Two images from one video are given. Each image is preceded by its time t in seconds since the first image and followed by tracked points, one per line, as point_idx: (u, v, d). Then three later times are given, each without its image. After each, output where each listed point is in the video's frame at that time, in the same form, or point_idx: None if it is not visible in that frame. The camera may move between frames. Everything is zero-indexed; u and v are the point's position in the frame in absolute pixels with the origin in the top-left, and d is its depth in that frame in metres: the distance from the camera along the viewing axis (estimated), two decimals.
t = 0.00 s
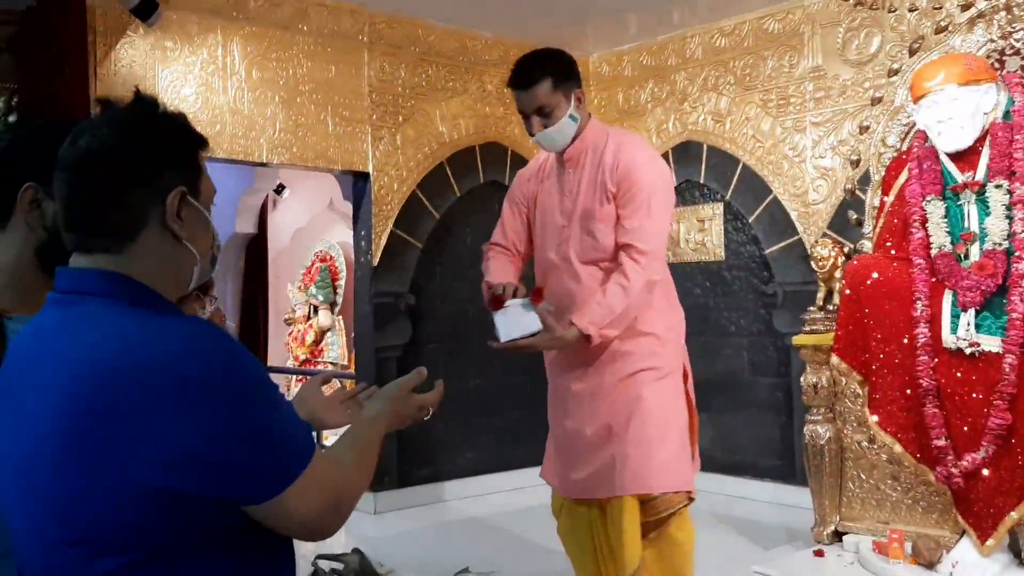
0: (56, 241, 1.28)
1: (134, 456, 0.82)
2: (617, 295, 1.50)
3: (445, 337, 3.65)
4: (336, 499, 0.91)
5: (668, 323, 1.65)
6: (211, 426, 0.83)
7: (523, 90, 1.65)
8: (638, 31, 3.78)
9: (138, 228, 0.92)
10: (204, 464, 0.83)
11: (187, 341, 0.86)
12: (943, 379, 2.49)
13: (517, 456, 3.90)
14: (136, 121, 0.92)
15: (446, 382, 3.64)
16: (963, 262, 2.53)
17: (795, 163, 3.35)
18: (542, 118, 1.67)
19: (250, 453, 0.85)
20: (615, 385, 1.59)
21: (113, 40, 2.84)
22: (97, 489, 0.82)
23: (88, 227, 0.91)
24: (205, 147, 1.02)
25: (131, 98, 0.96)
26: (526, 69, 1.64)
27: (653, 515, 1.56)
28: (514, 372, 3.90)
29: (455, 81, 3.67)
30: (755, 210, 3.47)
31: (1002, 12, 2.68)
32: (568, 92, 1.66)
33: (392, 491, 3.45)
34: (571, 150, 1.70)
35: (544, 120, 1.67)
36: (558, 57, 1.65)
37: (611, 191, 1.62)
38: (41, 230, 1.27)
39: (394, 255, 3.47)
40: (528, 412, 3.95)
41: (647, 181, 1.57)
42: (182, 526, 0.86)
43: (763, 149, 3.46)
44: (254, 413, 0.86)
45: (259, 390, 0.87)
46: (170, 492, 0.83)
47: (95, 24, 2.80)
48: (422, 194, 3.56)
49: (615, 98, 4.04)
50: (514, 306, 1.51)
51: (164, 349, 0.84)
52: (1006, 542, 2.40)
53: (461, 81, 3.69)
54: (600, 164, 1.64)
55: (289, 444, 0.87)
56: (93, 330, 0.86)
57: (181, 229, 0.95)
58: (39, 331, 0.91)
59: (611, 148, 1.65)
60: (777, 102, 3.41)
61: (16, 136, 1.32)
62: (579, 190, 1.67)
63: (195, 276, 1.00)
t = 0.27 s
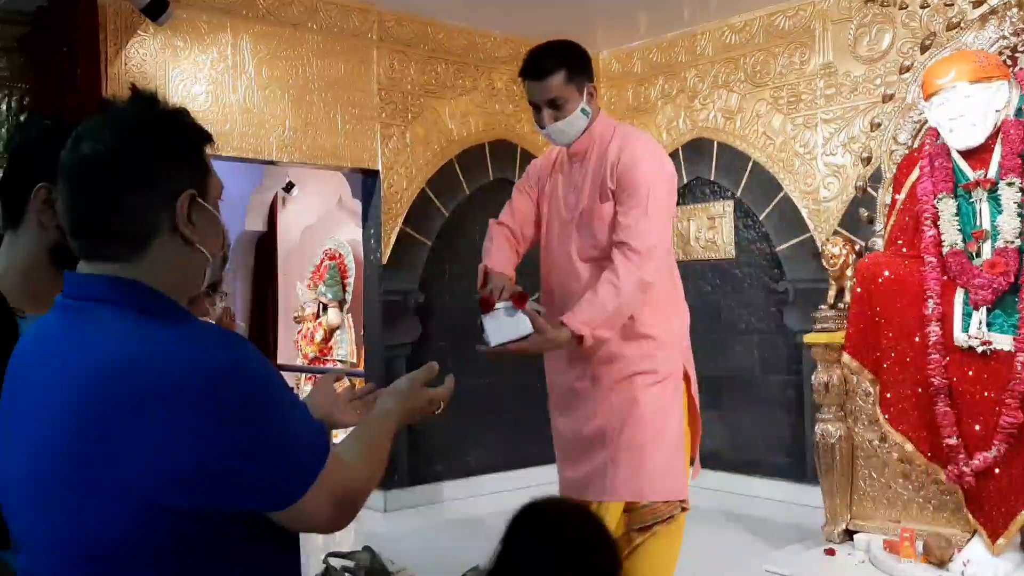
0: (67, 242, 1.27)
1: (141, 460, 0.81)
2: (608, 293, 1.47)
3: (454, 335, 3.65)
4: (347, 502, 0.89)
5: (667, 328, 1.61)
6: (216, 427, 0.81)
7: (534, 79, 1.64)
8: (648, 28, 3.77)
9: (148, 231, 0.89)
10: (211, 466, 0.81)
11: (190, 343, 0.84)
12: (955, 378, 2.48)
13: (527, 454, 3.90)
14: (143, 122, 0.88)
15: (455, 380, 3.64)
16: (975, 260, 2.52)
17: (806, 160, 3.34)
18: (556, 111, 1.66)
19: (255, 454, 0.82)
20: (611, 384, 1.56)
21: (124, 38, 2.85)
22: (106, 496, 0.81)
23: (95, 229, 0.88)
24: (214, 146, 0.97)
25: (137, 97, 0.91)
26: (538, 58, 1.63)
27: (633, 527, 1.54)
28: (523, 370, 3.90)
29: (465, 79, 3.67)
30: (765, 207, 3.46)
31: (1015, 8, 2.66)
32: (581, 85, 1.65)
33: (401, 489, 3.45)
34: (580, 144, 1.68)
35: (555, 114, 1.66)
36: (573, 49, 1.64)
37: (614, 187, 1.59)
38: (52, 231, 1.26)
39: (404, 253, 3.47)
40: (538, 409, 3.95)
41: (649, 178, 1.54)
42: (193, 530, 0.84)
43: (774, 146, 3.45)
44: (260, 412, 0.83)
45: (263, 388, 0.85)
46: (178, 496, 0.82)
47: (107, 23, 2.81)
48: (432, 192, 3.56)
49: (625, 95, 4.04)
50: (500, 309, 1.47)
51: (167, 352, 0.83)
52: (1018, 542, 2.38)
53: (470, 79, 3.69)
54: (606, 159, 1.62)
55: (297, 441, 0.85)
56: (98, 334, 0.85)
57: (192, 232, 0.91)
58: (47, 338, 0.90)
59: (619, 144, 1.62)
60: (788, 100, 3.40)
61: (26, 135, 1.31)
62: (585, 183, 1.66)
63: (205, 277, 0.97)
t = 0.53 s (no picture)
0: (74, 240, 1.28)
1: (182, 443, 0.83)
2: (603, 289, 1.47)
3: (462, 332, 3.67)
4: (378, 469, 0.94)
5: (672, 325, 1.62)
6: (252, 404, 0.84)
7: (541, 63, 1.61)
8: (655, 25, 3.77)
9: (174, 229, 0.93)
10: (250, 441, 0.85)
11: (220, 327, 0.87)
12: (964, 374, 2.47)
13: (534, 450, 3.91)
14: (164, 124, 0.92)
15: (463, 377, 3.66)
16: (983, 256, 2.52)
17: (814, 157, 3.34)
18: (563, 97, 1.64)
19: (291, 426, 0.86)
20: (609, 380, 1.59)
21: (135, 36, 2.84)
22: (154, 480, 0.84)
23: (127, 226, 0.94)
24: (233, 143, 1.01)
25: (157, 100, 0.95)
26: (545, 42, 1.59)
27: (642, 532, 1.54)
28: (531, 366, 3.91)
29: (472, 76, 3.68)
30: (773, 204, 3.47)
31: None
32: (589, 72, 1.62)
33: (410, 485, 3.47)
34: (587, 133, 1.67)
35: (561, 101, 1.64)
36: (582, 34, 1.60)
37: (618, 179, 1.59)
38: (59, 229, 1.28)
39: (412, 250, 3.49)
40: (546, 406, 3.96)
41: (653, 173, 1.54)
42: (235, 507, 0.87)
43: (782, 143, 3.45)
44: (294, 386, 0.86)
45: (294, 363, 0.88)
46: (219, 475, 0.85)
47: (117, 22, 2.79)
48: (440, 189, 3.58)
49: (633, 92, 4.04)
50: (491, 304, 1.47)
51: (203, 336, 0.86)
52: None
53: (478, 76, 3.70)
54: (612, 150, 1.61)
55: (331, 410, 0.88)
56: (134, 323, 0.88)
57: (216, 230, 0.96)
58: (78, 333, 0.92)
59: (625, 136, 1.62)
60: (796, 97, 3.40)
61: (30, 134, 1.31)
62: (589, 173, 1.65)
63: (231, 270, 1.02)
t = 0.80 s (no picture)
0: (83, 231, 1.27)
1: (246, 408, 0.88)
2: (599, 286, 1.49)
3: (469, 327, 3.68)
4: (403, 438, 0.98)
5: (678, 321, 1.62)
6: (310, 370, 0.90)
7: (545, 50, 1.60)
8: (663, 19, 3.77)
9: (209, 226, 0.97)
10: (308, 404, 0.90)
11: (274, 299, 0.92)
12: (972, 368, 2.47)
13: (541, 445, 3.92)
14: (197, 127, 0.96)
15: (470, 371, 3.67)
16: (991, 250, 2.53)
17: (822, 151, 3.34)
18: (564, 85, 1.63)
19: (343, 390, 0.92)
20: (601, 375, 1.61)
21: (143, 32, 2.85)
22: (206, 451, 0.88)
23: (163, 230, 0.97)
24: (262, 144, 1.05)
25: (188, 105, 0.99)
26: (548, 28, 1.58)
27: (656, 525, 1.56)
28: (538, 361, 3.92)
29: (479, 71, 3.69)
30: (781, 199, 3.47)
31: None
32: (594, 60, 1.61)
33: (417, 479, 3.48)
34: (591, 123, 1.66)
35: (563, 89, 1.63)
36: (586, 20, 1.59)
37: (621, 172, 1.60)
38: (69, 220, 1.26)
39: (419, 244, 3.50)
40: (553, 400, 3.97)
41: (657, 166, 1.54)
42: (291, 470, 0.92)
43: (789, 137, 3.45)
44: (345, 354, 0.92)
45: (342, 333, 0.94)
46: (278, 437, 0.90)
47: (125, 16, 2.77)
48: (447, 184, 3.58)
49: (640, 87, 4.04)
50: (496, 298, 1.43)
51: (243, 311, 0.90)
52: None
53: (485, 71, 3.71)
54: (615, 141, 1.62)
55: (366, 374, 0.94)
56: (178, 305, 0.91)
57: (248, 226, 0.99)
58: (128, 314, 0.95)
59: (630, 127, 1.62)
60: (804, 91, 3.40)
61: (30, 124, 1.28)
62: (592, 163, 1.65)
63: (263, 264, 1.05)
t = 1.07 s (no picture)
0: (101, 226, 1.26)
1: (269, 398, 0.89)
2: (598, 288, 1.50)
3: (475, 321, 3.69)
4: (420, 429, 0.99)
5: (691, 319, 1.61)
6: (335, 361, 0.91)
7: (544, 46, 1.60)
8: (668, 13, 3.77)
9: (231, 222, 0.98)
10: (332, 395, 0.92)
11: (298, 291, 0.94)
12: (977, 362, 2.47)
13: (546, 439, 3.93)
14: (221, 127, 0.97)
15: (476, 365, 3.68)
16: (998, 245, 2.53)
17: (828, 145, 3.34)
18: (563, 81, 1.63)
19: (366, 383, 0.94)
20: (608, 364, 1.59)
21: (150, 27, 2.86)
22: (230, 440, 0.89)
23: (190, 224, 0.98)
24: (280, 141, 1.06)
25: (208, 105, 1.00)
26: (545, 23, 1.58)
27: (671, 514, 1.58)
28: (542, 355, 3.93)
29: (485, 66, 3.69)
30: (786, 193, 3.47)
31: None
32: (592, 54, 1.61)
33: (423, 473, 3.50)
34: (594, 118, 1.66)
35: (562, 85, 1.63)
36: (584, 15, 1.59)
37: (624, 169, 1.60)
38: (87, 215, 1.26)
39: (425, 239, 3.50)
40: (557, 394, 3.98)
41: (659, 163, 1.55)
42: (313, 458, 0.93)
43: (795, 132, 3.45)
44: (367, 348, 0.94)
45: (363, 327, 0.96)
46: (303, 427, 0.91)
47: (133, 12, 2.81)
48: (453, 179, 3.59)
49: (645, 82, 4.03)
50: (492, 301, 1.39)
51: (265, 303, 0.92)
52: None
53: (490, 66, 3.71)
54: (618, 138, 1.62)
55: (383, 365, 0.95)
56: (201, 298, 0.93)
57: (268, 223, 1.00)
58: (153, 307, 0.96)
59: (633, 123, 1.62)
60: (809, 85, 3.39)
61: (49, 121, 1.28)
62: (595, 160, 1.66)
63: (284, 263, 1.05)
